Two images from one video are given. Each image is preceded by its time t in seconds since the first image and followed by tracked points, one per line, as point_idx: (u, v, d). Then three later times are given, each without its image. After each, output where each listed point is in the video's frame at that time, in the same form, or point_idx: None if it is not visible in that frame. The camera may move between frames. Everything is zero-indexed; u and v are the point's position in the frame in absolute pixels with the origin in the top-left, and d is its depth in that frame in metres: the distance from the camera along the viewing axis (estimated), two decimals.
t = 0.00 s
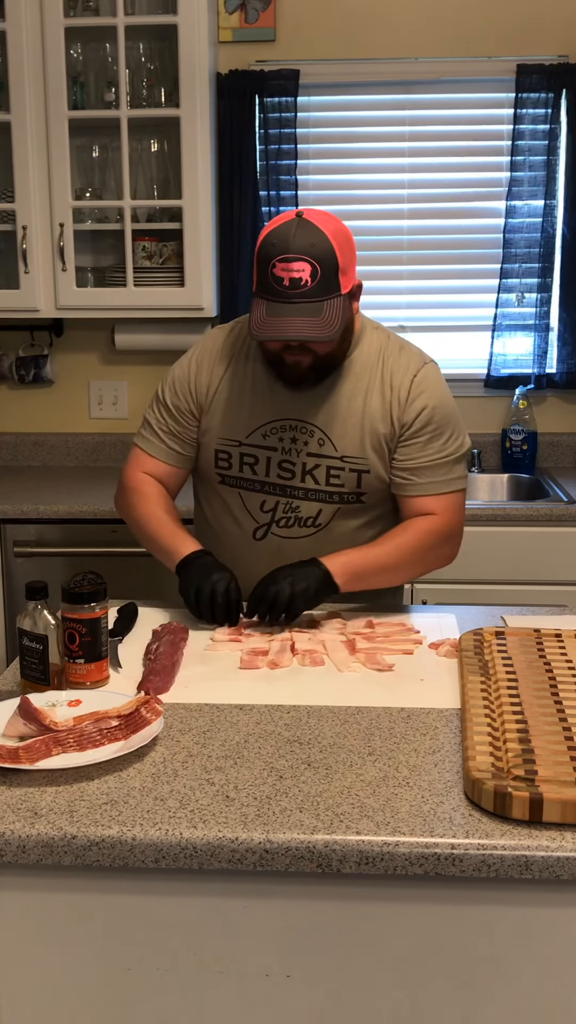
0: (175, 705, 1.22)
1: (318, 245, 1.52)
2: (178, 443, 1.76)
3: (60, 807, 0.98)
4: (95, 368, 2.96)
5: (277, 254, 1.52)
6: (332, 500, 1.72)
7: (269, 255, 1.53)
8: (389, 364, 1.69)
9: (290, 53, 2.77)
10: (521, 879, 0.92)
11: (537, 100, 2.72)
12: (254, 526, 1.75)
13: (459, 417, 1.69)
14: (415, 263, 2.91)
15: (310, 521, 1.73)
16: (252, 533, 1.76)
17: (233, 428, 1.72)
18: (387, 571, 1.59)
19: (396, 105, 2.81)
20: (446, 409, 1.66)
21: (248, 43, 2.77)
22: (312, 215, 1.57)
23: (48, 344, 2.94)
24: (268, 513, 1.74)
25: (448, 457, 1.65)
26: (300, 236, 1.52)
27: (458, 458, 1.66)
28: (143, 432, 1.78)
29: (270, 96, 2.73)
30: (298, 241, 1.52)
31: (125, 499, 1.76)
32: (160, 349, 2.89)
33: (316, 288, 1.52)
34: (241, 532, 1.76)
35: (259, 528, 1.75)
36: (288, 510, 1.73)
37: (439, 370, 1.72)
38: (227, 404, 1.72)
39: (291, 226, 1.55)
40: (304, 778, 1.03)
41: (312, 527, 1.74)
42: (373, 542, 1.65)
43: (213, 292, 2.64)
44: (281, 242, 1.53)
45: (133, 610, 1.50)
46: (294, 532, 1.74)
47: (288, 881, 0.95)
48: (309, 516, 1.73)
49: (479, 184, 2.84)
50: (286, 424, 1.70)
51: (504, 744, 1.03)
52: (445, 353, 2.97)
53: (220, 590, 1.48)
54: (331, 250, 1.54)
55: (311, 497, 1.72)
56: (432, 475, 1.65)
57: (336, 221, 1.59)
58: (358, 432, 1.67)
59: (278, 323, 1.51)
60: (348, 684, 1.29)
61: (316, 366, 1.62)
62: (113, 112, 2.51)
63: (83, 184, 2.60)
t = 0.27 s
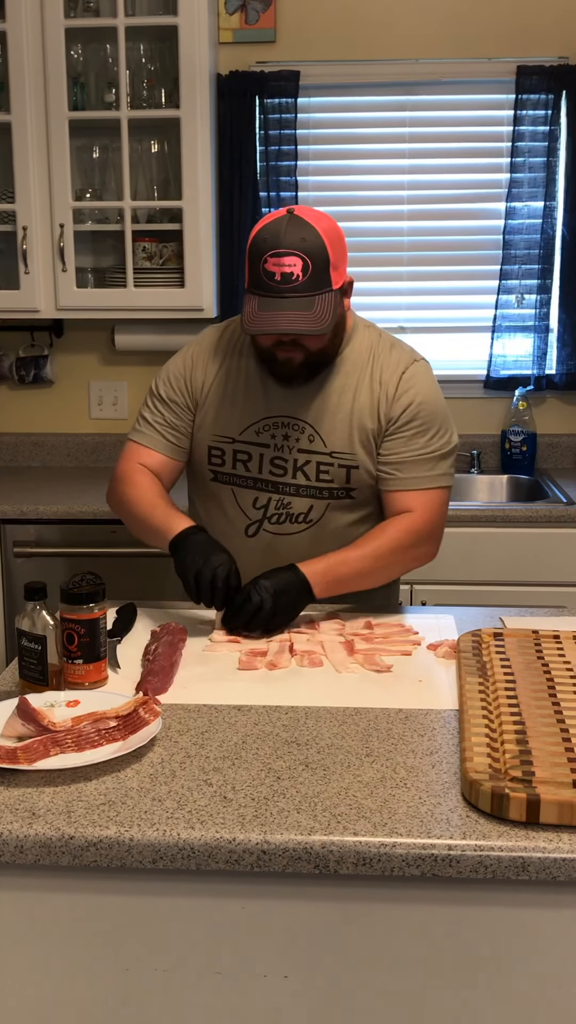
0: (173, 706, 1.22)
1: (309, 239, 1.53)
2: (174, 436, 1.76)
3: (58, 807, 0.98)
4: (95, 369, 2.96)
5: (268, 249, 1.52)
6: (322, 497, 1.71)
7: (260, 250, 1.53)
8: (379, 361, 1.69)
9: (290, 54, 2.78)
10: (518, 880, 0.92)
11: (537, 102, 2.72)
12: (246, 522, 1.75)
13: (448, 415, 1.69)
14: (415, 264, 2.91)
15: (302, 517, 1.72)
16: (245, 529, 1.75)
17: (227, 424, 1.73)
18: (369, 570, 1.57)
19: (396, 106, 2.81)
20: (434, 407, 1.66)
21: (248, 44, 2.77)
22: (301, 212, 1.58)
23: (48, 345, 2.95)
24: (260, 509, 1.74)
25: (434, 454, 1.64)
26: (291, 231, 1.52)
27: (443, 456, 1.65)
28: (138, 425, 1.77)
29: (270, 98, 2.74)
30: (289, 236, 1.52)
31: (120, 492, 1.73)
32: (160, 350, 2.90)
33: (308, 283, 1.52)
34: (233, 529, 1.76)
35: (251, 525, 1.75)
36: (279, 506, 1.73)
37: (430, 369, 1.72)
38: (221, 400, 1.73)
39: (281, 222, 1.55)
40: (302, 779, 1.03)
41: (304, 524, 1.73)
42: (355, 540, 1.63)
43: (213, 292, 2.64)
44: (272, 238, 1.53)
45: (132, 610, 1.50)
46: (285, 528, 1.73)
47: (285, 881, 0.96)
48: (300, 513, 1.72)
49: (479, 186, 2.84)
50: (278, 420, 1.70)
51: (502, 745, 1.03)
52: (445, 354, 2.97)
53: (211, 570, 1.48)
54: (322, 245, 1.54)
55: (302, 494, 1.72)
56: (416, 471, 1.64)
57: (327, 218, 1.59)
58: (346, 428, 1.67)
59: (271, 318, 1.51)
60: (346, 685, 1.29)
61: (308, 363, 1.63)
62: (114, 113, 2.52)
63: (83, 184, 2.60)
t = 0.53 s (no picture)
0: (175, 705, 1.22)
1: (298, 240, 1.53)
2: (171, 435, 1.77)
3: (59, 806, 0.98)
4: (97, 368, 2.97)
5: (258, 249, 1.53)
6: (315, 497, 1.71)
7: (250, 251, 1.54)
8: (368, 361, 1.70)
9: (293, 54, 2.78)
10: (520, 880, 0.92)
11: (540, 102, 2.72)
12: (241, 523, 1.73)
13: (437, 414, 1.68)
14: (418, 264, 2.91)
15: (296, 517, 1.71)
16: (239, 530, 1.74)
17: (221, 425, 1.74)
18: (360, 565, 1.53)
19: (399, 106, 2.81)
20: (422, 402, 1.66)
21: (251, 44, 2.77)
22: (292, 213, 1.58)
23: (51, 345, 2.95)
24: (254, 510, 1.72)
25: (421, 447, 1.64)
26: (280, 231, 1.53)
27: (431, 449, 1.64)
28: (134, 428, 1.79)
29: (273, 97, 2.74)
30: (278, 236, 1.52)
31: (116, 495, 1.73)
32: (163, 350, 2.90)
33: (298, 283, 1.52)
34: (228, 530, 1.74)
35: (245, 526, 1.73)
36: (273, 506, 1.72)
37: (420, 369, 1.73)
38: (215, 402, 1.74)
39: (271, 223, 1.55)
40: (303, 778, 1.03)
41: (297, 525, 1.71)
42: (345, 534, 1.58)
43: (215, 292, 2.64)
44: (262, 238, 1.53)
45: (133, 610, 1.50)
46: (279, 529, 1.72)
47: (286, 881, 0.96)
48: (294, 512, 1.71)
49: (482, 186, 2.84)
50: (271, 421, 1.71)
51: (503, 746, 1.03)
52: (448, 354, 2.97)
53: (189, 539, 1.48)
54: (311, 246, 1.54)
55: (295, 493, 1.71)
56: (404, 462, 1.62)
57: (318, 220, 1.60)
58: (335, 426, 1.68)
59: (260, 317, 1.51)
60: (348, 685, 1.29)
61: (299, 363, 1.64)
62: (117, 113, 2.52)
63: (87, 184, 2.60)
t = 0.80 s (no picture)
0: (180, 704, 1.22)
1: (283, 241, 1.52)
2: (165, 440, 1.76)
3: (63, 806, 0.99)
4: (102, 368, 2.97)
5: (243, 251, 1.52)
6: (305, 499, 1.71)
7: (236, 253, 1.53)
8: (356, 361, 1.69)
9: (298, 53, 2.78)
10: (523, 879, 0.92)
11: (545, 101, 2.72)
12: (232, 527, 1.74)
13: (426, 412, 1.67)
14: (422, 263, 2.91)
15: (286, 520, 1.72)
16: (231, 533, 1.74)
17: (211, 429, 1.73)
18: (350, 564, 1.51)
19: (403, 106, 2.81)
20: (409, 399, 1.65)
21: (256, 44, 2.78)
22: (278, 214, 1.57)
23: (56, 345, 2.95)
24: (245, 513, 1.73)
25: (408, 444, 1.62)
26: (265, 233, 1.52)
27: (417, 446, 1.63)
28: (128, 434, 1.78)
29: (278, 98, 2.74)
30: (263, 239, 1.52)
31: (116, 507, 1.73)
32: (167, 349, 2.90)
33: (283, 284, 1.52)
34: (220, 533, 1.75)
35: (237, 528, 1.73)
36: (264, 509, 1.72)
37: (409, 369, 1.72)
38: (205, 405, 1.74)
39: (257, 225, 1.55)
40: (307, 778, 1.03)
41: (288, 526, 1.72)
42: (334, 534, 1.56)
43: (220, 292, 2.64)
44: (247, 240, 1.52)
45: (138, 610, 1.50)
46: (270, 531, 1.72)
47: (290, 880, 0.96)
48: (284, 515, 1.71)
49: (486, 186, 2.84)
50: (260, 424, 1.71)
51: (507, 745, 1.03)
52: (452, 353, 2.97)
53: (209, 570, 1.46)
54: (297, 247, 1.53)
55: (285, 496, 1.71)
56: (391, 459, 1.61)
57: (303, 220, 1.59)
58: (323, 427, 1.68)
59: (246, 320, 1.51)
60: (352, 685, 1.29)
61: (288, 365, 1.63)
62: (121, 113, 2.52)
63: (91, 184, 2.61)
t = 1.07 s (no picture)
0: (182, 705, 1.23)
1: (264, 241, 1.51)
2: (163, 440, 1.77)
3: (65, 805, 0.99)
4: (105, 369, 2.97)
5: (225, 252, 1.51)
6: (297, 499, 1.71)
7: (217, 255, 1.52)
8: (344, 360, 1.69)
9: (300, 54, 2.78)
10: (524, 879, 0.92)
11: (548, 101, 2.71)
12: (227, 528, 1.75)
13: (413, 408, 1.67)
14: (425, 264, 2.91)
15: (279, 521, 1.72)
16: (225, 534, 1.75)
17: (205, 431, 1.73)
18: (343, 566, 1.50)
19: (406, 107, 2.81)
20: (397, 398, 1.65)
21: (258, 45, 2.78)
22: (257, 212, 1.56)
23: (59, 345, 2.96)
24: (239, 513, 1.74)
25: (397, 444, 1.62)
26: (246, 233, 1.51)
27: (405, 446, 1.63)
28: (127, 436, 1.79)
29: (281, 98, 2.74)
30: (244, 240, 1.51)
31: (123, 511, 1.72)
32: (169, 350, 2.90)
33: (266, 285, 1.51)
34: (215, 535, 1.76)
35: (231, 529, 1.75)
36: (257, 510, 1.73)
37: (397, 367, 1.72)
38: (200, 407, 1.74)
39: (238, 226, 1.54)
40: (309, 778, 1.04)
41: (281, 527, 1.72)
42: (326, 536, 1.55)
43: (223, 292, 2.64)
44: (227, 241, 1.51)
45: (139, 611, 1.50)
46: (263, 532, 1.73)
47: (291, 879, 0.96)
48: (277, 516, 1.72)
49: (489, 186, 2.84)
50: (253, 425, 1.70)
51: (508, 746, 1.03)
52: (455, 354, 2.97)
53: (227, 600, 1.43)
54: (279, 247, 1.53)
55: (278, 497, 1.72)
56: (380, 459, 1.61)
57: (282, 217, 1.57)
58: (312, 427, 1.68)
59: (230, 323, 1.51)
60: (354, 685, 1.29)
61: (276, 365, 1.63)
62: (124, 113, 2.53)
63: (94, 185, 2.61)
